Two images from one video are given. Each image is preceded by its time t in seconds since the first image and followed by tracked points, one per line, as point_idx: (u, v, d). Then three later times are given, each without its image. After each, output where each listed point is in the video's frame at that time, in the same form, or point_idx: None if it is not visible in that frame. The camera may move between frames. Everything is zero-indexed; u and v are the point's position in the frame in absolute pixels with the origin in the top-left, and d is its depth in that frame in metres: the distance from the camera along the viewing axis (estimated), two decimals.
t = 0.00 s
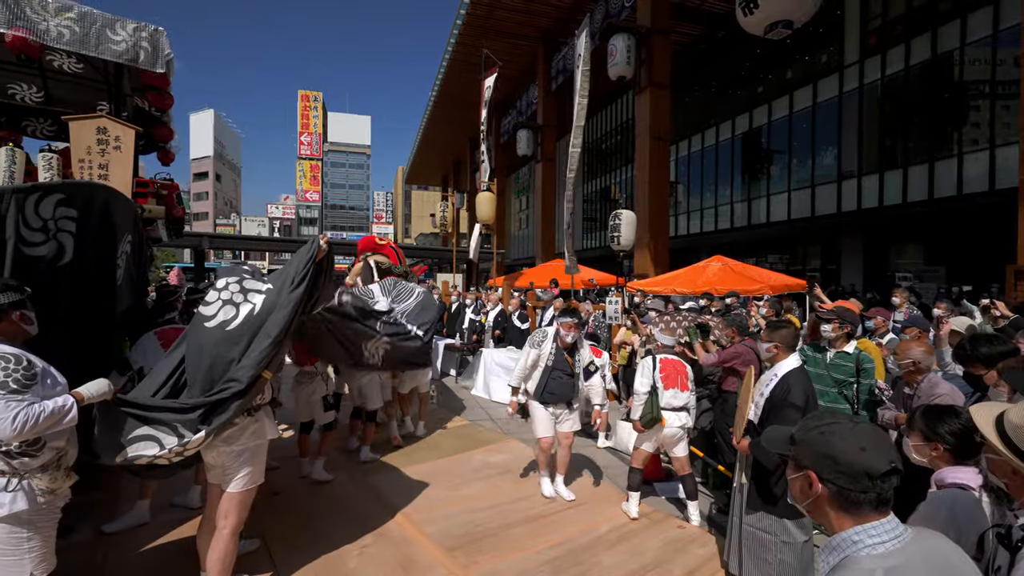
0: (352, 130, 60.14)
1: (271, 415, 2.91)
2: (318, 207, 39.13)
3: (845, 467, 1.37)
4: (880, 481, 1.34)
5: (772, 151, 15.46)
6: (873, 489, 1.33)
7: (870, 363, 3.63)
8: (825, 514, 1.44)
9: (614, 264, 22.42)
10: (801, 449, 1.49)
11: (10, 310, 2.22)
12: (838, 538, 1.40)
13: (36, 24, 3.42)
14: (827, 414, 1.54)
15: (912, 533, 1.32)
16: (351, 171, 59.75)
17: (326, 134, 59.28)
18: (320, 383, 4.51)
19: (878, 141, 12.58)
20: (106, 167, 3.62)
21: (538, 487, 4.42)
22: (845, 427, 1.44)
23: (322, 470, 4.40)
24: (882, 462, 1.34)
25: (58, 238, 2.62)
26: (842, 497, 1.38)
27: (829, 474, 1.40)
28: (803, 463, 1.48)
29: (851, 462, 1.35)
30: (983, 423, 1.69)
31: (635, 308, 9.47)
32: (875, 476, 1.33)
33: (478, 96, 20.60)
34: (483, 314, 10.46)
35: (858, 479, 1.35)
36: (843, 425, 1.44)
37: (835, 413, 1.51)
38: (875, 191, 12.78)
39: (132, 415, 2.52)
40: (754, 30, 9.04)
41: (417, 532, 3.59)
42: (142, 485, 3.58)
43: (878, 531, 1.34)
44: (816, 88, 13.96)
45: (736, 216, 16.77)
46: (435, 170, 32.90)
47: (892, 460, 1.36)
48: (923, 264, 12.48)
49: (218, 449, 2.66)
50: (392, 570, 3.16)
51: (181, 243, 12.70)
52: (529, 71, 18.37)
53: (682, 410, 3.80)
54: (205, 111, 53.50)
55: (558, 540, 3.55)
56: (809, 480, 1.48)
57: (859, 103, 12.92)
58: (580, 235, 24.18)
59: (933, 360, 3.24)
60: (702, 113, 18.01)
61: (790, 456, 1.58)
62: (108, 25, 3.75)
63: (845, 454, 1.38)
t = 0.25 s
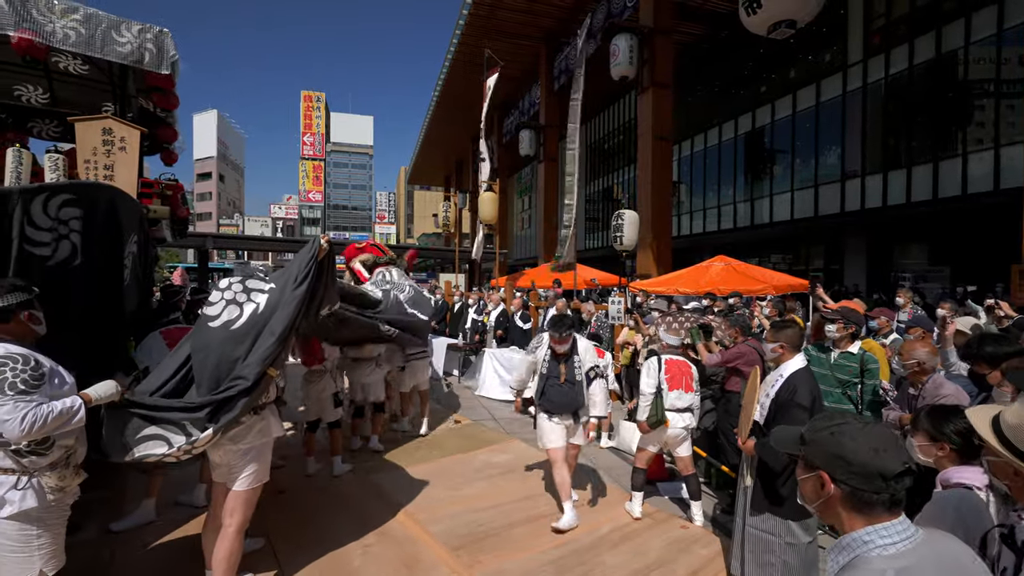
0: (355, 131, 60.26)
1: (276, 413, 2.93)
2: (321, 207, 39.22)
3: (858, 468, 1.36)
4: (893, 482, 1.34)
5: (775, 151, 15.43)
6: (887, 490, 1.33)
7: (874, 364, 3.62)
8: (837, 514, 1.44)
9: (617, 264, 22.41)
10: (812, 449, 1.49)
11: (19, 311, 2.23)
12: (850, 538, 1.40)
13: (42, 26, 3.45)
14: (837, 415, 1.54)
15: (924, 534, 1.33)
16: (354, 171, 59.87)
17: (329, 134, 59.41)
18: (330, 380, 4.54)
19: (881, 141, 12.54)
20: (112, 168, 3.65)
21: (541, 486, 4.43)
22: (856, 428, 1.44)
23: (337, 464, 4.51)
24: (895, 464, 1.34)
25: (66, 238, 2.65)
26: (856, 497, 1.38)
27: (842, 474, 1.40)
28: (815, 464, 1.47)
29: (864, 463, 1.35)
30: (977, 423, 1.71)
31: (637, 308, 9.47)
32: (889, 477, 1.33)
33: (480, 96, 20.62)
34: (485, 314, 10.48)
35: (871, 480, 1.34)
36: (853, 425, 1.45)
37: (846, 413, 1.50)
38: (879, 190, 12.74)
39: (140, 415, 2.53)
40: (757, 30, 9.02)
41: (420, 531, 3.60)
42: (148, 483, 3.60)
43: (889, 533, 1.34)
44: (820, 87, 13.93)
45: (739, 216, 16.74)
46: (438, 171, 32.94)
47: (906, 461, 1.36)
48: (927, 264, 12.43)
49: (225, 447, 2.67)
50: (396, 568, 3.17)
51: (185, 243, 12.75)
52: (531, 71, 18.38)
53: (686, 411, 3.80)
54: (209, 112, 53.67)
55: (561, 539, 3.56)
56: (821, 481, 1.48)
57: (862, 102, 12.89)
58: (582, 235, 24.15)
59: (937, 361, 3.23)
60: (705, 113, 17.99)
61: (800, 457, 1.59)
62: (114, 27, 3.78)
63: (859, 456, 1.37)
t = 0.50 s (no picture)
0: (358, 131, 60.42)
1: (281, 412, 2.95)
2: (324, 207, 39.34)
3: (879, 470, 1.35)
4: (914, 482, 1.34)
5: (779, 150, 15.38)
6: (908, 491, 1.33)
7: (881, 365, 3.62)
8: (853, 514, 1.44)
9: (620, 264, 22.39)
10: (829, 450, 1.48)
11: (27, 311, 2.25)
12: (864, 541, 1.40)
13: (50, 28, 3.48)
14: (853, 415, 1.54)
15: (940, 536, 1.33)
16: (357, 171, 59.99)
17: (333, 134, 59.54)
18: (341, 381, 4.55)
19: (886, 140, 12.48)
20: (118, 169, 3.67)
21: (545, 487, 4.43)
22: (874, 427, 1.43)
23: (343, 464, 4.52)
24: (917, 464, 1.34)
25: (74, 238, 2.67)
26: (875, 499, 1.38)
27: (862, 477, 1.39)
28: (834, 465, 1.46)
29: (885, 465, 1.34)
30: (973, 425, 1.74)
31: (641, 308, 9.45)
32: (910, 478, 1.33)
33: (483, 96, 20.62)
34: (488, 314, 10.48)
35: (892, 482, 1.34)
36: (872, 426, 1.43)
37: (861, 413, 1.50)
38: (884, 189, 12.68)
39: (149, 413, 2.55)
40: (761, 29, 8.99)
41: (425, 531, 3.61)
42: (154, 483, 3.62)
43: (905, 534, 1.35)
44: (824, 86, 13.87)
45: (742, 215, 16.70)
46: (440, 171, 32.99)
47: (926, 462, 1.36)
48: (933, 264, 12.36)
49: (231, 447, 2.69)
50: (401, 568, 3.17)
51: (191, 242, 12.81)
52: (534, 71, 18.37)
53: (692, 412, 3.80)
54: (213, 113, 53.90)
55: (566, 540, 3.56)
56: (839, 484, 1.47)
57: (867, 101, 12.82)
58: (585, 235, 24.14)
59: (944, 362, 3.22)
60: (708, 113, 17.95)
61: (815, 458, 1.58)
62: (121, 29, 3.80)
63: (880, 457, 1.36)
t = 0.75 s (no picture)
0: (362, 132, 60.59)
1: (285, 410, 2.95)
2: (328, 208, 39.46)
3: (897, 471, 1.35)
4: (932, 483, 1.34)
5: (784, 150, 15.32)
6: (926, 491, 1.33)
7: (887, 366, 3.59)
8: (867, 515, 1.44)
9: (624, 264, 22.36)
10: (845, 451, 1.47)
11: (38, 310, 2.27)
12: (877, 541, 1.40)
13: (58, 31, 3.51)
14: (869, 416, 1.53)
15: (956, 538, 1.33)
16: (361, 172, 60.15)
17: (337, 135, 59.74)
18: (347, 378, 4.57)
19: (892, 139, 12.42)
20: (125, 170, 3.69)
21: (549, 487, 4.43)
22: (892, 428, 1.42)
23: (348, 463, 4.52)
24: (935, 465, 1.34)
25: (79, 238, 2.71)
26: (893, 501, 1.38)
27: (880, 478, 1.38)
28: (850, 467, 1.46)
29: (905, 466, 1.33)
30: (979, 426, 1.74)
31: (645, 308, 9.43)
32: (929, 479, 1.33)
33: (487, 96, 20.62)
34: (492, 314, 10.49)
35: (912, 483, 1.34)
36: (889, 426, 1.43)
37: (878, 413, 1.50)
38: (890, 188, 12.60)
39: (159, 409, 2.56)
40: (766, 28, 8.95)
41: (429, 530, 3.61)
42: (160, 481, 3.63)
43: (921, 536, 1.34)
44: (829, 85, 13.81)
45: (747, 215, 16.64)
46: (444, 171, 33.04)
47: (943, 462, 1.36)
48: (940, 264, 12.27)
49: (235, 444, 2.71)
50: (405, 568, 3.18)
51: (196, 242, 12.89)
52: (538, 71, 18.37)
53: (698, 412, 3.79)
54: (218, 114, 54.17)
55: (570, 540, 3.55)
56: (855, 484, 1.47)
57: (872, 100, 12.75)
58: (589, 235, 24.11)
59: (951, 362, 3.20)
60: (712, 112, 17.90)
61: (828, 460, 1.58)
62: (127, 31, 3.82)
63: (899, 458, 1.35)
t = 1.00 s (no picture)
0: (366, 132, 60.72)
1: (293, 405, 2.96)
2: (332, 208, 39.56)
3: (909, 471, 1.34)
4: (945, 483, 1.32)
5: (788, 149, 15.26)
6: (937, 492, 1.32)
7: (892, 365, 3.57)
8: (877, 517, 1.43)
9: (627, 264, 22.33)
10: (855, 451, 1.47)
11: (46, 308, 2.29)
12: (885, 543, 1.40)
13: (64, 32, 3.53)
14: (878, 415, 1.52)
15: (966, 541, 1.32)
16: (365, 172, 60.25)
17: (340, 135, 59.87)
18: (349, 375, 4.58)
19: (898, 138, 12.35)
20: (131, 170, 3.71)
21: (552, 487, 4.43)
22: (902, 428, 1.41)
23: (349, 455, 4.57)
24: (948, 465, 1.32)
25: (83, 237, 2.71)
26: (904, 502, 1.37)
27: (891, 478, 1.38)
28: (860, 467, 1.45)
29: (916, 467, 1.32)
30: (982, 427, 1.78)
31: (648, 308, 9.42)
32: (941, 479, 1.31)
33: (490, 96, 20.63)
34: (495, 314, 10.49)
35: (923, 483, 1.33)
36: (899, 426, 1.42)
37: (888, 413, 1.48)
38: (895, 187, 12.53)
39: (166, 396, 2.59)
40: (770, 26, 8.91)
41: (432, 530, 3.62)
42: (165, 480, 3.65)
43: (929, 537, 1.34)
44: (834, 84, 13.74)
45: (751, 215, 16.59)
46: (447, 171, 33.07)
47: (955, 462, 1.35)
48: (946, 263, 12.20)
49: (243, 439, 2.71)
50: (409, 567, 3.18)
51: (201, 242, 12.95)
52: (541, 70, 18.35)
53: (701, 412, 3.78)
54: (223, 115, 54.39)
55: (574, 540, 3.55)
56: (865, 485, 1.46)
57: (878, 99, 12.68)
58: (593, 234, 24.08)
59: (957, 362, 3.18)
60: (716, 112, 17.85)
61: (838, 460, 1.57)
62: (133, 32, 3.85)
63: (910, 459, 1.34)
